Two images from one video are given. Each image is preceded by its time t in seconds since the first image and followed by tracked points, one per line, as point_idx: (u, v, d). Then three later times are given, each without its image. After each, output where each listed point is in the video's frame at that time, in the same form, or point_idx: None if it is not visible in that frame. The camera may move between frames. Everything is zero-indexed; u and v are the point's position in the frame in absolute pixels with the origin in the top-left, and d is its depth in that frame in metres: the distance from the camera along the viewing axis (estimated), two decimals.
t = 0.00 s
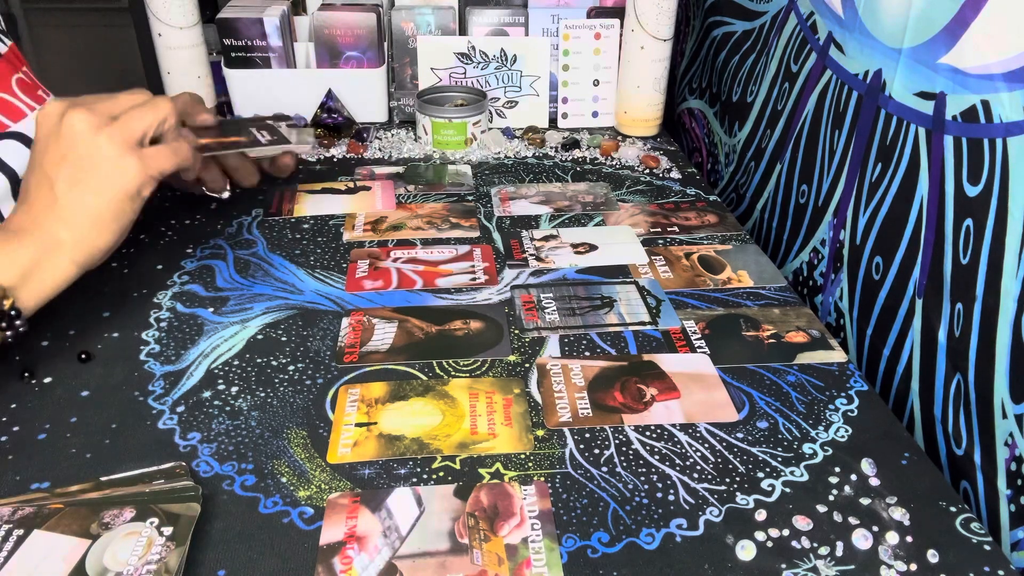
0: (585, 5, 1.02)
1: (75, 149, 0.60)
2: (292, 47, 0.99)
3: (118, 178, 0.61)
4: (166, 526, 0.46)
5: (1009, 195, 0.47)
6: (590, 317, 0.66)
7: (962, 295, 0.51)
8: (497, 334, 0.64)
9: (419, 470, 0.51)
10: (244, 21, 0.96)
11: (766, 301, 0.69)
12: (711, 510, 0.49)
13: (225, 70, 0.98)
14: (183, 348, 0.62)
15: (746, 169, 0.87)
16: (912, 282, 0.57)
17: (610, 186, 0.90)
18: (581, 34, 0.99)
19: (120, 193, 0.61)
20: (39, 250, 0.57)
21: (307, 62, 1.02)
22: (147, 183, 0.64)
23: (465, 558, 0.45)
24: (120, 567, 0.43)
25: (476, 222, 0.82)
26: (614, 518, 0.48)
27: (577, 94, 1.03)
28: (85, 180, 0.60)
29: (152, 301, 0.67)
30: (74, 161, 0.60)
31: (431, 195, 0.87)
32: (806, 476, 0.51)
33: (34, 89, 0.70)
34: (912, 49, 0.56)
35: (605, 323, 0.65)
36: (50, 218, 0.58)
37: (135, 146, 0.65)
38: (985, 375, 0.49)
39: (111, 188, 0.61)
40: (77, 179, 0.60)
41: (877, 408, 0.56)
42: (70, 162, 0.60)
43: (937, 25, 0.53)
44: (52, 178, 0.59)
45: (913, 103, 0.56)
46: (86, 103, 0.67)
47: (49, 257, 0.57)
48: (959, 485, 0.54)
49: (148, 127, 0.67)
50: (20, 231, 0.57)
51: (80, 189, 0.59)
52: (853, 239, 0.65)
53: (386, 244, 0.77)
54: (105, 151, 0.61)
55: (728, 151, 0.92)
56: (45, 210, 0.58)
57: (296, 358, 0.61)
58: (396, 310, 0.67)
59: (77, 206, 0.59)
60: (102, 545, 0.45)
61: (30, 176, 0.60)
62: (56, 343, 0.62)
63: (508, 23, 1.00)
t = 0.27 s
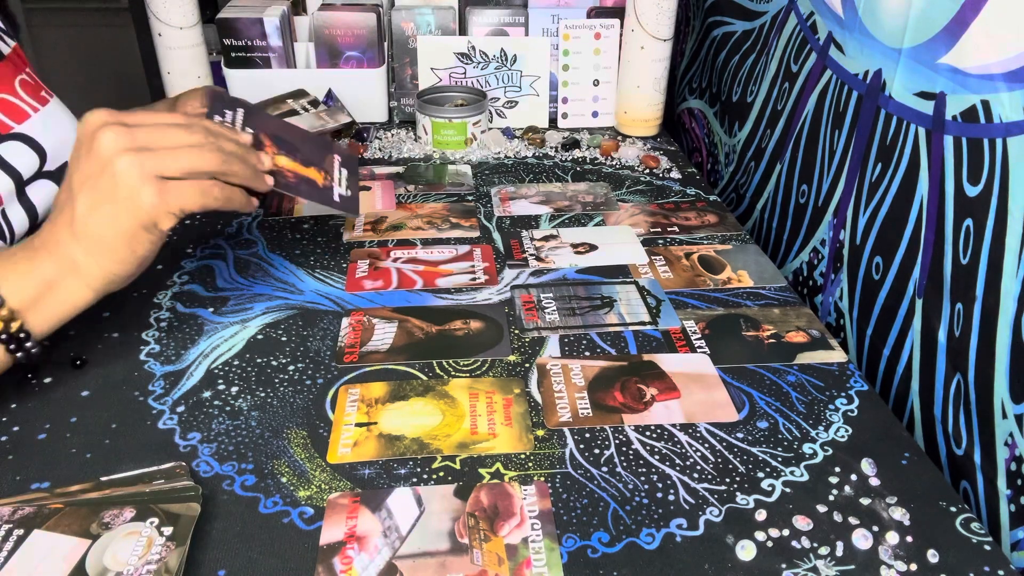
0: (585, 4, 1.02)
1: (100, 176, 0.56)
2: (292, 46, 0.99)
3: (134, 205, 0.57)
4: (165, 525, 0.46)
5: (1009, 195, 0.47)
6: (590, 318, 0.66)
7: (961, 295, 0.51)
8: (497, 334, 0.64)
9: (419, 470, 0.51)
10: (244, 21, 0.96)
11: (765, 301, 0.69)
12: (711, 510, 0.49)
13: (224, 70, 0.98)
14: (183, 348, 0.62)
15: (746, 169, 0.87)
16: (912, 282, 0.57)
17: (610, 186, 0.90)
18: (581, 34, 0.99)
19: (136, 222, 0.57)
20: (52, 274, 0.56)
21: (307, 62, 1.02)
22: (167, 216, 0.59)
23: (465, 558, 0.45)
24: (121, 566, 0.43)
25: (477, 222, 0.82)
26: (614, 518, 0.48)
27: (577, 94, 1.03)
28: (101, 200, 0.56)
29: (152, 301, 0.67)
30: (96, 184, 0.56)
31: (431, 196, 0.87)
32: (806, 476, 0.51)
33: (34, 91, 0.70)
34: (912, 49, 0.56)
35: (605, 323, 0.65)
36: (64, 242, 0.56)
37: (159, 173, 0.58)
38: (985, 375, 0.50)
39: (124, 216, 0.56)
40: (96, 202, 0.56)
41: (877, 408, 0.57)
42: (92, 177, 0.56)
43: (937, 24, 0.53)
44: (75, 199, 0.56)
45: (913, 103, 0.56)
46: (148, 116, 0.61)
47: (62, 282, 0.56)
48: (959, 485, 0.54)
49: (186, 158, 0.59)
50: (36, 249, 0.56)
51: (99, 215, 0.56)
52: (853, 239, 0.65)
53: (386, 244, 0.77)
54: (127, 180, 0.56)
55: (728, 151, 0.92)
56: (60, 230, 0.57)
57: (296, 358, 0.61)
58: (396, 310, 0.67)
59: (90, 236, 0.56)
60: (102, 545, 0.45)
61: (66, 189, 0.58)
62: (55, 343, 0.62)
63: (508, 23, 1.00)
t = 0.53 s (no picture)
0: (585, 4, 1.02)
1: (198, 217, 0.67)
2: (292, 46, 0.99)
3: (204, 262, 0.64)
4: (165, 526, 0.46)
5: (1010, 195, 0.47)
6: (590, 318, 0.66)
7: (961, 295, 0.51)
8: (497, 334, 0.64)
9: (419, 470, 0.51)
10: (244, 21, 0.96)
11: (766, 301, 0.69)
12: (711, 510, 0.49)
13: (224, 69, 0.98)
14: (183, 348, 0.62)
15: (746, 169, 0.87)
16: (912, 282, 0.57)
17: (610, 186, 0.90)
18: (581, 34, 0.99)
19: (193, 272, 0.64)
20: (100, 276, 0.60)
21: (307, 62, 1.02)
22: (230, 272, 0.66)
23: (465, 558, 0.45)
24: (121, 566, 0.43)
25: (477, 222, 0.82)
26: (614, 518, 0.48)
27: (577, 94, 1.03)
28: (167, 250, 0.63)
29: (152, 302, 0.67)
30: (178, 231, 0.65)
31: (431, 196, 0.87)
32: (806, 476, 0.51)
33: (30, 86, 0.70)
34: (912, 49, 0.56)
35: (605, 323, 0.65)
36: (125, 259, 0.61)
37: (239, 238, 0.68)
38: (985, 375, 0.50)
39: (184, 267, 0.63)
40: (167, 249, 0.63)
41: (877, 408, 0.56)
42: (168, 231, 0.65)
43: (938, 24, 0.53)
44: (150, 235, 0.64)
45: (913, 103, 0.56)
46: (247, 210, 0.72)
47: (108, 285, 0.60)
48: (959, 485, 0.54)
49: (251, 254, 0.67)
50: (90, 258, 0.61)
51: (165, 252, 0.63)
52: (853, 239, 0.65)
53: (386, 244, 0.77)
54: (215, 234, 0.66)
55: (728, 151, 0.92)
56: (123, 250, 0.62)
57: (296, 358, 0.61)
58: (396, 310, 0.67)
59: (152, 268, 0.62)
60: (102, 545, 0.45)
61: (151, 224, 0.66)
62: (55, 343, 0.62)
63: (508, 23, 1.00)
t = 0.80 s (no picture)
0: (585, 4, 1.02)
1: (188, 214, 0.66)
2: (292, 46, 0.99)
3: (192, 258, 0.64)
4: (165, 526, 0.46)
5: (1009, 195, 0.47)
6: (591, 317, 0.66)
7: (961, 295, 0.51)
8: (497, 334, 0.64)
9: (419, 470, 0.51)
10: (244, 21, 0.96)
11: (766, 301, 0.69)
12: (711, 510, 0.49)
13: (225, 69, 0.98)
14: (183, 348, 0.62)
15: (746, 169, 0.87)
16: (912, 282, 0.57)
17: (610, 186, 0.90)
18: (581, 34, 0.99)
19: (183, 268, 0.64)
20: (86, 267, 0.59)
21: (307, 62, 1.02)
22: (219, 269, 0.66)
23: (465, 558, 0.45)
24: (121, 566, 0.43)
25: (477, 222, 0.82)
26: (614, 518, 0.48)
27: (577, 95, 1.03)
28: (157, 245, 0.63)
29: (152, 302, 0.67)
30: (165, 224, 0.65)
31: (431, 196, 0.87)
32: (806, 476, 0.51)
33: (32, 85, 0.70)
34: (912, 49, 0.56)
35: (605, 323, 0.65)
36: (112, 250, 0.61)
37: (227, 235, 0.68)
38: (985, 375, 0.50)
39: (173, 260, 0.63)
40: (155, 244, 0.63)
41: (877, 408, 0.56)
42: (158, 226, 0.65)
43: (938, 24, 0.53)
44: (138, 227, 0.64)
45: (913, 103, 0.56)
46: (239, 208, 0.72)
47: (94, 277, 0.59)
48: (959, 485, 0.54)
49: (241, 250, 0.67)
50: (77, 249, 0.60)
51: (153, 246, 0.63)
52: (853, 239, 0.65)
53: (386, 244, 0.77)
54: (204, 230, 0.66)
55: (728, 151, 0.92)
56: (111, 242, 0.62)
57: (296, 358, 0.61)
58: (396, 311, 0.67)
59: (139, 260, 0.62)
60: (102, 545, 0.45)
61: (139, 217, 0.66)
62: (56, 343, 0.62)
63: (508, 23, 1.00)
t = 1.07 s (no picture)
0: (585, 4, 1.02)
1: (181, 216, 0.66)
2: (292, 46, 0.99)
3: (186, 263, 0.64)
4: (165, 526, 0.46)
5: (1009, 195, 0.47)
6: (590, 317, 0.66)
7: (961, 295, 0.51)
8: (497, 334, 0.64)
9: (419, 470, 0.51)
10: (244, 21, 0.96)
11: (766, 301, 0.69)
12: (711, 510, 0.49)
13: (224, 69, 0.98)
14: (183, 348, 0.62)
15: (746, 169, 0.87)
16: (912, 282, 0.57)
17: (610, 186, 0.90)
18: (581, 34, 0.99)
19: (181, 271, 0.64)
20: (80, 273, 0.59)
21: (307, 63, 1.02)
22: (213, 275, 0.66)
23: (465, 558, 0.45)
24: (121, 565, 0.43)
25: (477, 222, 0.82)
26: (614, 518, 0.48)
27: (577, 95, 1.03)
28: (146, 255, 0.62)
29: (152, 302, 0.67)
30: (158, 227, 0.64)
31: (431, 196, 0.87)
32: (806, 476, 0.51)
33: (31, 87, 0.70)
34: (912, 49, 0.56)
35: (605, 323, 0.65)
36: (106, 256, 0.61)
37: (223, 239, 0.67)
38: (985, 375, 0.50)
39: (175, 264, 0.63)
40: (148, 249, 0.63)
41: (877, 408, 0.56)
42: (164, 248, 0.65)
43: (938, 25, 0.53)
44: (133, 231, 0.64)
45: (912, 103, 0.56)
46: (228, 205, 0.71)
47: (87, 283, 0.59)
48: (959, 485, 0.54)
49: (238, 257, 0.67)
50: (71, 254, 0.60)
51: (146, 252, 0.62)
52: (853, 239, 0.65)
53: (386, 244, 0.77)
54: (199, 234, 0.65)
55: (728, 151, 0.92)
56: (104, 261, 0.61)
57: (296, 358, 0.61)
58: (396, 310, 0.67)
59: (132, 266, 0.62)
60: (102, 545, 0.45)
61: (134, 220, 0.66)
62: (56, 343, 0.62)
63: (508, 23, 1.00)
